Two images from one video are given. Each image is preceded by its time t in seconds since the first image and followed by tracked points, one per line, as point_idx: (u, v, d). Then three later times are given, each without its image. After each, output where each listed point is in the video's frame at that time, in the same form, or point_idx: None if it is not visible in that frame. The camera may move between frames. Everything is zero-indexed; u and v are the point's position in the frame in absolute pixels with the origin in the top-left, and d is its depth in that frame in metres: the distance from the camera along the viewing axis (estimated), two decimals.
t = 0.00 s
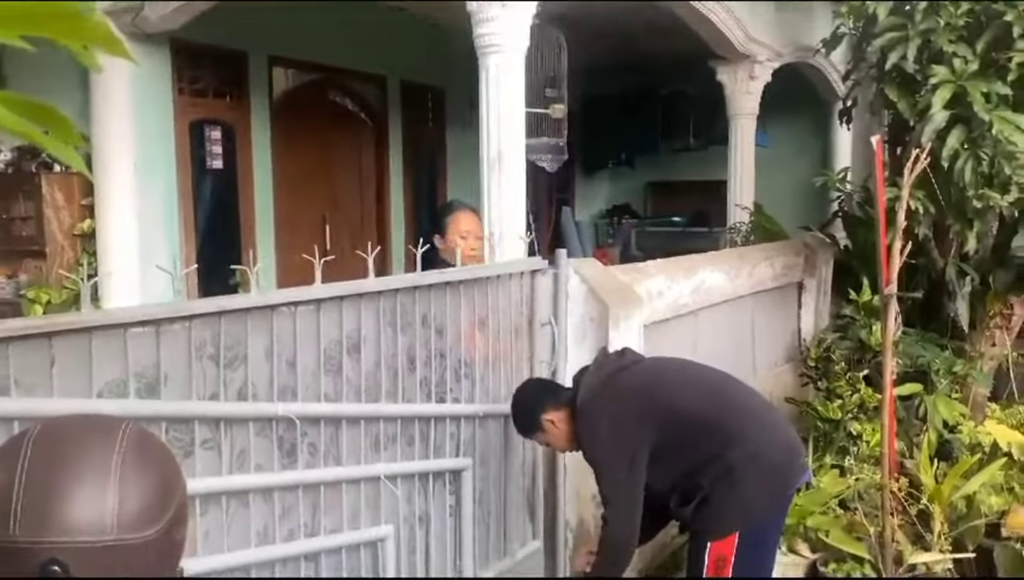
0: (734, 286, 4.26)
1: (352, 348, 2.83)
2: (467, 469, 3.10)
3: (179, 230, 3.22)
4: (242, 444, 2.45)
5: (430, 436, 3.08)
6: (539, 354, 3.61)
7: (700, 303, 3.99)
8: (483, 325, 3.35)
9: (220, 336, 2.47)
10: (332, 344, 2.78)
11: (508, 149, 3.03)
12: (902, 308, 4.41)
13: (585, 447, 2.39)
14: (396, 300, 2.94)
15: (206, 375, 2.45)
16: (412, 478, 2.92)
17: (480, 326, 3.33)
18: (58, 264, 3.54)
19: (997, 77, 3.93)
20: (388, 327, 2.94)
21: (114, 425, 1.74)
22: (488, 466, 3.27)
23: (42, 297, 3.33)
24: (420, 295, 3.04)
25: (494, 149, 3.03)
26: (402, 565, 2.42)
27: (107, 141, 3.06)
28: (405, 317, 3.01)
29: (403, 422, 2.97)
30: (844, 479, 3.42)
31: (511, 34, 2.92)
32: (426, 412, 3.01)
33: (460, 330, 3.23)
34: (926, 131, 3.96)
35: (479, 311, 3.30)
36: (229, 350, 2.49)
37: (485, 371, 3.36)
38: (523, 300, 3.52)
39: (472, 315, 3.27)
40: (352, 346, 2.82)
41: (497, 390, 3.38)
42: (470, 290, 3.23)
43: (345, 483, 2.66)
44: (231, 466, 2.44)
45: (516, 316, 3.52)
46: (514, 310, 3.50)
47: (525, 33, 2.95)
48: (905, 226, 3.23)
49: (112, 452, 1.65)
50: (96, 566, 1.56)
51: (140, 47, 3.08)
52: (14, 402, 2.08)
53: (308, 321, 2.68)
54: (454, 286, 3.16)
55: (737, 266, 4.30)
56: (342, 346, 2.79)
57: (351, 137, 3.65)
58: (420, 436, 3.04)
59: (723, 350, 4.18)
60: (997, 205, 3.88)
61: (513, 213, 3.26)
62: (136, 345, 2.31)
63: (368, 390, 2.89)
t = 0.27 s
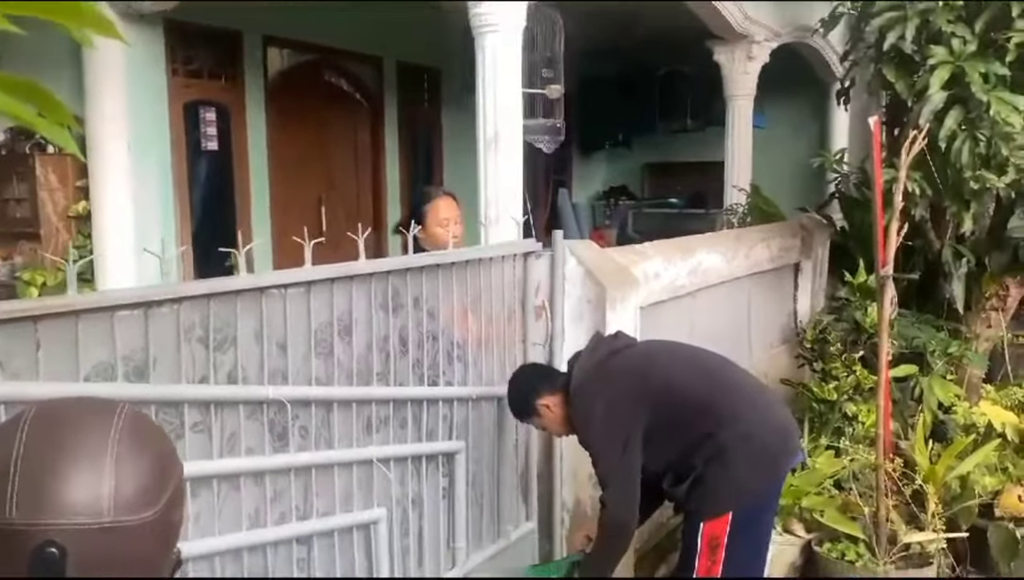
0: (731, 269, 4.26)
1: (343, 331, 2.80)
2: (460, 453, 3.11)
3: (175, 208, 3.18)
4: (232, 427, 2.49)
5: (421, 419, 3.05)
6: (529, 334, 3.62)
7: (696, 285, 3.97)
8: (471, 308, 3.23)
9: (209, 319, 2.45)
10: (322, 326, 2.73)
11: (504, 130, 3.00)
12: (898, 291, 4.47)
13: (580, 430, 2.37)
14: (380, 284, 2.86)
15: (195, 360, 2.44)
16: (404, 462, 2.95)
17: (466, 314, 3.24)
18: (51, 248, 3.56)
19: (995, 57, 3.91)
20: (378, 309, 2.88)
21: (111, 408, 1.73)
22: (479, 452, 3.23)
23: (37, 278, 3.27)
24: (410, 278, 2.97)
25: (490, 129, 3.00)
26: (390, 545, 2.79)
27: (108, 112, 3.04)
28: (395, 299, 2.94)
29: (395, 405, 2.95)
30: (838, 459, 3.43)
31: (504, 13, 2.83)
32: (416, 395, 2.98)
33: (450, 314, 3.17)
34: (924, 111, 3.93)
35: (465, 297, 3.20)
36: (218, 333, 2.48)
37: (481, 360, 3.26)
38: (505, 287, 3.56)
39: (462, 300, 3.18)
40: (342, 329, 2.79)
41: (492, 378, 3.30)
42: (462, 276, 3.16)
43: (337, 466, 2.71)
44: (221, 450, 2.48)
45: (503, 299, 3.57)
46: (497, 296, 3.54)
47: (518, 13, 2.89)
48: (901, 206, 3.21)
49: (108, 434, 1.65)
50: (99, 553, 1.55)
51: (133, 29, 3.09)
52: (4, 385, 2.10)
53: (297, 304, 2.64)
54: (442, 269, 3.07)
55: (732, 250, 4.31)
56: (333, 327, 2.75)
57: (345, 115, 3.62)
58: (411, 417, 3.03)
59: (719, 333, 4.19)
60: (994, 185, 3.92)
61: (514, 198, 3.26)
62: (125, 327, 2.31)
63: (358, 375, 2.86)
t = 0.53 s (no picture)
0: (728, 250, 4.25)
1: (297, 322, 2.31)
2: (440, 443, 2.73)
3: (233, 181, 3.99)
4: (194, 418, 2.04)
5: (399, 407, 2.63)
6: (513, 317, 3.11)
7: (694, 266, 3.95)
8: (455, 291, 2.83)
9: (167, 308, 2.00)
10: (287, 317, 2.29)
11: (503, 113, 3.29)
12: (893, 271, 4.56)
13: (578, 413, 2.31)
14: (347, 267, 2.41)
15: (151, 351, 1.98)
16: (381, 453, 2.56)
17: (445, 302, 2.79)
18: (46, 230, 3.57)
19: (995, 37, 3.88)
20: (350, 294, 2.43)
21: (107, 387, 1.73)
22: (469, 422, 2.94)
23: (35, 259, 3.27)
24: (385, 261, 2.52)
25: (489, 111, 3.29)
26: (366, 541, 2.51)
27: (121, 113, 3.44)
28: (371, 286, 2.51)
29: (368, 394, 2.52)
30: (835, 441, 3.51)
31: None
32: (395, 382, 2.56)
33: (428, 299, 2.73)
34: (923, 92, 3.78)
35: (453, 274, 2.81)
36: (178, 322, 2.03)
37: (470, 340, 2.94)
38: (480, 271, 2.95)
39: (443, 283, 2.77)
40: (309, 316, 2.34)
41: (482, 354, 3.01)
42: (452, 255, 2.80)
43: (308, 457, 2.31)
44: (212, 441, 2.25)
45: (481, 282, 2.95)
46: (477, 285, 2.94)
47: None
48: (899, 187, 3.21)
49: (105, 417, 1.64)
50: (95, 533, 1.57)
51: (129, 7, 3.04)
52: None
53: (261, 293, 2.21)
54: (424, 250, 2.67)
55: (729, 232, 4.28)
56: (302, 317, 2.31)
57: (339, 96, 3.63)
58: (387, 404, 2.60)
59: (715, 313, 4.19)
60: (992, 164, 3.89)
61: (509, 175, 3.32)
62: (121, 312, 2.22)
63: (322, 363, 2.38)
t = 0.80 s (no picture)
0: (727, 234, 4.24)
1: (241, 320, 2.35)
2: (406, 443, 2.73)
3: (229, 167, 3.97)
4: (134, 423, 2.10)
5: (360, 405, 2.66)
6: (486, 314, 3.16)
7: (692, 251, 3.94)
8: (420, 286, 2.86)
9: (93, 307, 2.05)
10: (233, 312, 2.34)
11: (499, 97, 3.46)
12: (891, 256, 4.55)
13: (586, 396, 2.29)
14: (297, 263, 2.46)
15: (74, 349, 2.03)
16: (339, 454, 2.60)
17: (409, 299, 2.82)
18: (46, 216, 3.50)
19: (995, 20, 3.86)
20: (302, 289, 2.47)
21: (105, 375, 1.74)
22: (438, 421, 2.97)
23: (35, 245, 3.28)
24: (341, 256, 2.57)
25: (487, 96, 3.46)
26: (322, 547, 2.58)
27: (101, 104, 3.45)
28: (326, 281, 2.55)
29: (325, 395, 2.56)
30: (833, 424, 3.51)
31: None
32: (353, 381, 2.59)
33: (392, 293, 2.76)
34: (923, 75, 3.77)
35: (417, 269, 2.83)
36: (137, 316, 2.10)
37: (438, 334, 2.96)
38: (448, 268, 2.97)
39: (409, 277, 2.80)
40: (258, 313, 2.39)
41: (451, 349, 3.03)
42: (417, 248, 2.82)
43: (256, 462, 2.39)
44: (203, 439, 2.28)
45: (449, 281, 2.99)
46: (444, 282, 2.96)
47: None
48: (898, 170, 3.20)
49: (104, 402, 1.65)
50: (94, 516, 1.57)
51: None
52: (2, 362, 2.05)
53: (200, 289, 2.25)
54: (385, 243, 2.70)
55: (728, 216, 4.28)
56: (248, 313, 2.36)
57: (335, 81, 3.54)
58: (349, 404, 2.64)
59: (713, 299, 4.19)
60: (991, 148, 3.86)
61: (509, 155, 3.49)
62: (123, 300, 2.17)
63: (277, 364, 2.44)
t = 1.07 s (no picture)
0: (726, 221, 4.24)
1: (185, 319, 2.22)
2: (369, 447, 2.54)
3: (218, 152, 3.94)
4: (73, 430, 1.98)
5: (319, 406, 2.48)
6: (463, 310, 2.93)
7: (691, 238, 3.93)
8: (386, 279, 2.66)
9: (10, 310, 1.98)
10: (177, 310, 2.21)
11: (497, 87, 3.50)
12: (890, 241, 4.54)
13: (590, 383, 2.29)
14: (245, 258, 2.30)
15: None
16: (295, 459, 2.44)
17: (373, 293, 2.63)
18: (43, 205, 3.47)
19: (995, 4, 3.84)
20: (250, 285, 2.31)
21: (101, 360, 1.76)
22: (407, 422, 2.74)
23: (28, 235, 3.14)
24: (296, 250, 2.41)
25: (484, 83, 3.50)
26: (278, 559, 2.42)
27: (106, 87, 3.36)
28: (278, 275, 2.38)
29: (280, 396, 2.40)
30: (831, 410, 3.48)
31: None
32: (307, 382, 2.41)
33: (354, 288, 2.58)
34: (922, 60, 3.75)
35: (382, 261, 2.63)
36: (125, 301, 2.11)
37: (405, 330, 2.73)
38: (417, 260, 2.76)
39: (372, 270, 2.61)
40: (203, 312, 2.25)
41: (421, 345, 2.79)
42: (382, 239, 2.63)
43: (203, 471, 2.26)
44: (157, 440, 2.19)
45: (419, 274, 2.78)
46: (413, 274, 2.75)
47: None
48: (897, 156, 3.19)
49: (101, 389, 1.65)
50: (92, 504, 1.57)
51: None
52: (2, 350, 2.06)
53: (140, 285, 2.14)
54: (345, 235, 2.52)
55: (726, 202, 4.28)
56: (191, 311, 2.22)
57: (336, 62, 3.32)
58: (307, 404, 2.46)
59: (712, 285, 4.20)
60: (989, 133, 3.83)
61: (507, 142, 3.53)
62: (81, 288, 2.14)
63: (225, 364, 2.29)
